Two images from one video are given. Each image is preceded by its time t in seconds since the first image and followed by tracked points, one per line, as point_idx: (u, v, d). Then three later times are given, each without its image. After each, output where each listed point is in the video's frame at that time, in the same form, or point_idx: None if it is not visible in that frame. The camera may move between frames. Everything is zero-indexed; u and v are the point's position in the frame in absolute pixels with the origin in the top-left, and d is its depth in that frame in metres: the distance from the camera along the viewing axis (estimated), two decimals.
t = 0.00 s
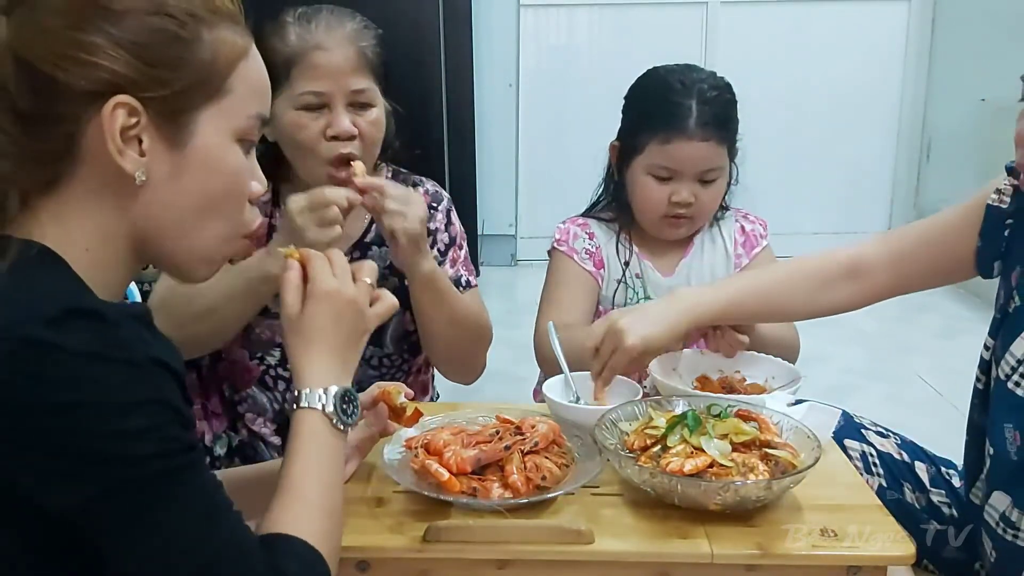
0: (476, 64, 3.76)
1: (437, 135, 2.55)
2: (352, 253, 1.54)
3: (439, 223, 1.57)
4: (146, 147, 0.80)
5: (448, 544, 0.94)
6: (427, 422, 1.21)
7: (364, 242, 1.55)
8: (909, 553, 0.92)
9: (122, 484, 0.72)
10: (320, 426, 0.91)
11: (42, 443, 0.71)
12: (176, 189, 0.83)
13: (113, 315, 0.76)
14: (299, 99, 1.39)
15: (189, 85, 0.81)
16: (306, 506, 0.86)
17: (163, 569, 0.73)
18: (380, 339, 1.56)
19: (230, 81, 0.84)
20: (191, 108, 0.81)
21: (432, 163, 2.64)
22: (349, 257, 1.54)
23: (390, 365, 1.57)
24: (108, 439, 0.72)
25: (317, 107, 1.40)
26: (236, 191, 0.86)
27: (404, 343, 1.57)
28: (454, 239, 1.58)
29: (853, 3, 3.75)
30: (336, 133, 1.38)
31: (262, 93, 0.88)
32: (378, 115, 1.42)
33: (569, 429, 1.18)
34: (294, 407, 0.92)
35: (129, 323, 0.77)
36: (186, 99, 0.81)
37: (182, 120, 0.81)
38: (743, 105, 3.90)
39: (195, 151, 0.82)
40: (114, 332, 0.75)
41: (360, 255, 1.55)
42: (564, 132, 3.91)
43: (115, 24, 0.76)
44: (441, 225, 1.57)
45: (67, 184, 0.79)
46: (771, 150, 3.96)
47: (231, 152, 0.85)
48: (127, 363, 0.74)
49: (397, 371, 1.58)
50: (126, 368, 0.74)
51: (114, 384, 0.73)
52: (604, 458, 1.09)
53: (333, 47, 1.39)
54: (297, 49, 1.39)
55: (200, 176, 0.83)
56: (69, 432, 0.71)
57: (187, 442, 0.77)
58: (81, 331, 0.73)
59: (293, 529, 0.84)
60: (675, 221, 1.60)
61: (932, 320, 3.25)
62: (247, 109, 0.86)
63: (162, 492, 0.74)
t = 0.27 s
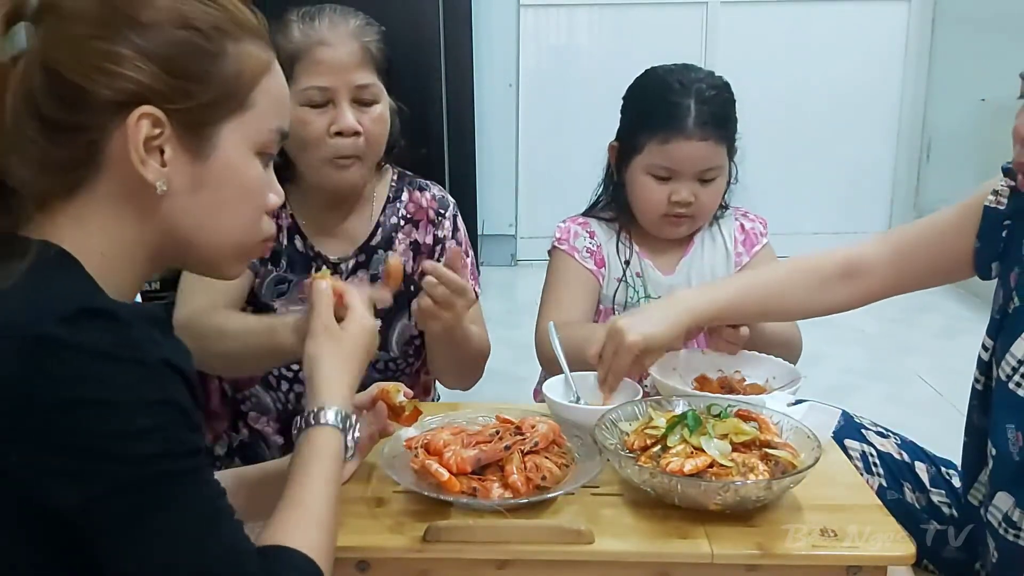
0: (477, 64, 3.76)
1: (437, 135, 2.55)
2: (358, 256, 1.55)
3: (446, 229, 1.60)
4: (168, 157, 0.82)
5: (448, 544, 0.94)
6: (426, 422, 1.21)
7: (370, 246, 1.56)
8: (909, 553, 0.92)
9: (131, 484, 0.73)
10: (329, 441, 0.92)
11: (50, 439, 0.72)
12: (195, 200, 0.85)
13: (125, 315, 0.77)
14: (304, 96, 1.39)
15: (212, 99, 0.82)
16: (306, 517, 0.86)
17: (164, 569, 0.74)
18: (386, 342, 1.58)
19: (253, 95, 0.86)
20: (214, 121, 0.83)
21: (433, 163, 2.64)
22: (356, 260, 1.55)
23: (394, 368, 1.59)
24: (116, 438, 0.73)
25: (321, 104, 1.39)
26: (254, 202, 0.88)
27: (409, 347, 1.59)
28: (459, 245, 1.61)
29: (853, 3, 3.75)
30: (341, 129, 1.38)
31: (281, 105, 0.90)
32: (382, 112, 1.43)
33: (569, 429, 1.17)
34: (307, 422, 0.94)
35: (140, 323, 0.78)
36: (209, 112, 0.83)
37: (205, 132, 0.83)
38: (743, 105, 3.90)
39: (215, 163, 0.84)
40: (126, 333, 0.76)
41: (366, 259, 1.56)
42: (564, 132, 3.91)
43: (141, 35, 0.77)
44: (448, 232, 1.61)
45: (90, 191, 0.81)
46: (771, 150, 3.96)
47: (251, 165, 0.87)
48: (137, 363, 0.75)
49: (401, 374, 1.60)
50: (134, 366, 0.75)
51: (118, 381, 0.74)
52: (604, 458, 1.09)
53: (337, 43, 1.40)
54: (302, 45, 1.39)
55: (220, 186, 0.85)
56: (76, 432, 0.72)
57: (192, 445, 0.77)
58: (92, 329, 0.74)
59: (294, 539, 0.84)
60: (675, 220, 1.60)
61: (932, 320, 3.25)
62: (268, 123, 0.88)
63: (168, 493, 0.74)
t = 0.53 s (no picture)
0: (477, 64, 3.76)
1: (438, 135, 2.56)
2: (360, 259, 1.56)
3: (448, 230, 1.60)
4: (188, 167, 0.82)
5: (448, 544, 0.94)
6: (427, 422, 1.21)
7: (372, 248, 1.56)
8: (909, 553, 0.92)
9: (138, 485, 0.73)
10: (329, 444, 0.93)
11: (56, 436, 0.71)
12: (211, 212, 0.85)
13: (135, 316, 0.77)
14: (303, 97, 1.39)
15: (238, 115, 0.83)
16: (310, 516, 0.87)
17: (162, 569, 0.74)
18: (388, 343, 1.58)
19: (280, 115, 0.87)
20: (238, 136, 0.84)
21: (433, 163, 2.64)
22: (358, 263, 1.55)
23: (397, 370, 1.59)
24: (120, 439, 0.73)
25: (320, 104, 1.40)
26: (270, 220, 0.88)
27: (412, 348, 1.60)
28: (461, 245, 1.61)
29: (853, 3, 3.75)
30: (340, 129, 1.39)
31: (306, 128, 0.91)
32: (381, 111, 1.43)
33: (569, 428, 1.17)
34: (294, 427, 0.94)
35: (150, 325, 0.78)
36: (233, 128, 0.83)
37: (228, 146, 0.83)
38: (743, 105, 3.90)
39: (234, 177, 0.85)
40: (138, 335, 0.76)
41: (368, 261, 1.56)
42: (564, 132, 3.91)
43: (176, 42, 0.79)
44: (449, 232, 1.61)
45: (110, 195, 0.81)
46: (771, 150, 3.96)
47: (269, 183, 0.87)
48: (149, 365, 0.75)
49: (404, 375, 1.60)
50: (147, 369, 0.75)
51: (123, 380, 0.74)
52: (604, 458, 1.09)
53: (334, 43, 1.40)
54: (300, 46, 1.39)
55: (237, 201, 0.85)
56: (82, 432, 0.72)
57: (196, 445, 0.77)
58: (104, 331, 0.74)
59: (296, 538, 0.85)
60: (675, 220, 1.60)
61: (932, 320, 3.25)
62: (292, 144, 0.89)
63: (172, 495, 0.74)
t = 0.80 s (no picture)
0: (477, 64, 3.76)
1: (438, 136, 2.56)
2: (359, 261, 1.56)
3: (446, 231, 1.60)
4: (186, 165, 0.82)
5: (448, 543, 0.94)
6: (427, 421, 1.21)
7: (370, 250, 1.56)
8: (909, 553, 0.92)
9: (137, 485, 0.73)
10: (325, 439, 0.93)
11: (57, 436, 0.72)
12: (206, 212, 0.85)
13: (131, 316, 0.77)
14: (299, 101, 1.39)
15: (236, 117, 0.83)
16: (309, 512, 0.87)
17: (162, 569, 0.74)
18: (388, 345, 1.59)
19: (277, 119, 0.87)
20: (236, 138, 0.84)
21: (433, 163, 2.64)
22: (357, 266, 1.56)
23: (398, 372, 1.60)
24: (119, 439, 0.73)
25: (315, 109, 1.40)
26: (265, 222, 0.88)
27: (411, 350, 1.60)
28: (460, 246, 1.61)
29: (853, 3, 3.75)
30: (335, 135, 1.38)
31: (304, 132, 0.91)
32: (377, 114, 1.43)
33: (570, 429, 1.18)
34: (291, 421, 0.95)
35: (145, 324, 0.78)
36: (231, 130, 0.83)
37: (226, 147, 0.84)
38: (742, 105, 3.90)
39: (230, 179, 0.85)
40: (133, 334, 0.76)
41: (367, 263, 1.56)
42: (564, 132, 3.91)
43: (179, 40, 0.80)
44: (448, 233, 1.60)
45: (105, 190, 0.82)
46: (771, 150, 3.96)
47: (265, 185, 0.87)
48: (148, 365, 0.75)
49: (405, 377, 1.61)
50: (147, 369, 0.75)
51: (129, 382, 0.74)
52: (604, 458, 1.09)
53: (330, 47, 1.39)
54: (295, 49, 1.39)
55: (233, 202, 0.85)
56: (81, 432, 0.72)
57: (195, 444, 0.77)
58: (104, 331, 0.74)
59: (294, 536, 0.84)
60: (673, 220, 1.60)
61: (932, 320, 3.25)
62: (290, 148, 0.89)
63: (173, 495, 0.74)
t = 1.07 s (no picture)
0: (477, 65, 3.77)
1: (437, 136, 2.56)
2: (357, 263, 1.55)
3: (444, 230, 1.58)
4: (174, 161, 0.80)
5: (448, 543, 0.94)
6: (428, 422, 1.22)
7: (368, 251, 1.55)
8: (909, 553, 0.92)
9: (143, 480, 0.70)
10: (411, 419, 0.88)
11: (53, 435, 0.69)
12: (196, 206, 0.83)
13: (126, 312, 0.75)
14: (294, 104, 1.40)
15: (222, 108, 0.81)
16: (389, 470, 0.83)
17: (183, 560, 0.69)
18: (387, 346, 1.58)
19: (264, 108, 0.85)
20: (221, 129, 0.82)
21: (432, 164, 2.64)
22: (354, 267, 1.55)
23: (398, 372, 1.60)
24: (122, 431, 0.70)
25: (311, 113, 1.40)
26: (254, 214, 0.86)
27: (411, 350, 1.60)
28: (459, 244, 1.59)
29: (853, 3, 3.75)
30: (331, 138, 1.39)
31: (291, 120, 0.88)
32: (375, 118, 1.44)
33: (569, 429, 1.17)
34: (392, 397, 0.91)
35: (139, 320, 0.76)
36: (217, 121, 0.81)
37: (212, 140, 0.81)
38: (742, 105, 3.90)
39: (218, 172, 0.82)
40: (126, 331, 0.74)
41: (365, 265, 1.56)
42: (564, 132, 3.91)
43: (161, 36, 0.78)
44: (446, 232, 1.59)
45: (93, 189, 0.80)
46: (771, 150, 3.96)
47: (254, 175, 0.85)
48: (139, 359, 0.73)
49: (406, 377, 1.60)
50: (139, 363, 0.72)
51: (128, 378, 0.71)
52: (604, 458, 1.09)
53: (327, 50, 1.39)
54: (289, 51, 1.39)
55: (222, 195, 0.83)
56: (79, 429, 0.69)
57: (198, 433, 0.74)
58: (98, 328, 0.72)
59: (360, 503, 0.79)
60: (673, 219, 1.60)
61: (932, 320, 3.25)
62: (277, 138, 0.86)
63: (188, 483, 0.71)
